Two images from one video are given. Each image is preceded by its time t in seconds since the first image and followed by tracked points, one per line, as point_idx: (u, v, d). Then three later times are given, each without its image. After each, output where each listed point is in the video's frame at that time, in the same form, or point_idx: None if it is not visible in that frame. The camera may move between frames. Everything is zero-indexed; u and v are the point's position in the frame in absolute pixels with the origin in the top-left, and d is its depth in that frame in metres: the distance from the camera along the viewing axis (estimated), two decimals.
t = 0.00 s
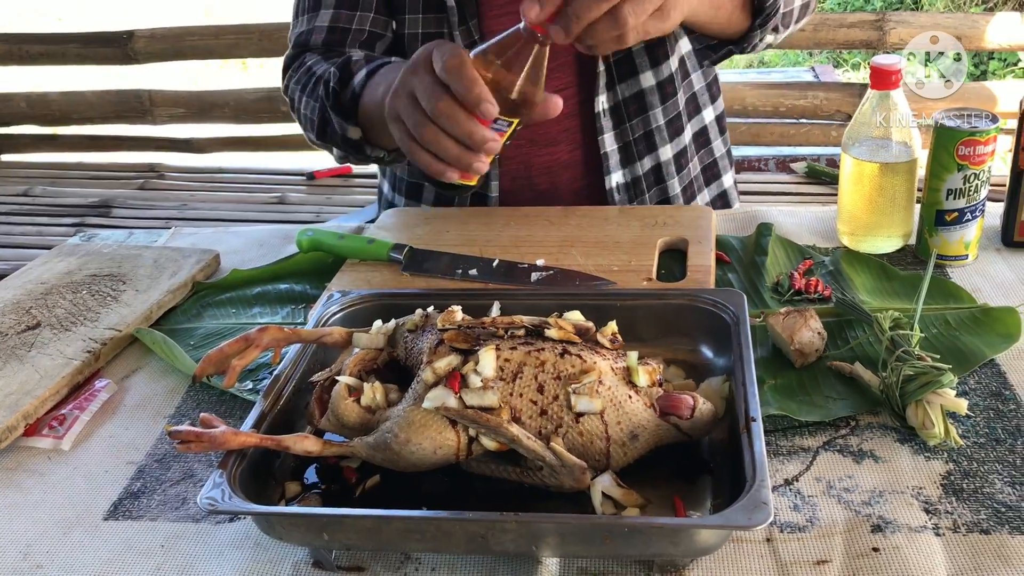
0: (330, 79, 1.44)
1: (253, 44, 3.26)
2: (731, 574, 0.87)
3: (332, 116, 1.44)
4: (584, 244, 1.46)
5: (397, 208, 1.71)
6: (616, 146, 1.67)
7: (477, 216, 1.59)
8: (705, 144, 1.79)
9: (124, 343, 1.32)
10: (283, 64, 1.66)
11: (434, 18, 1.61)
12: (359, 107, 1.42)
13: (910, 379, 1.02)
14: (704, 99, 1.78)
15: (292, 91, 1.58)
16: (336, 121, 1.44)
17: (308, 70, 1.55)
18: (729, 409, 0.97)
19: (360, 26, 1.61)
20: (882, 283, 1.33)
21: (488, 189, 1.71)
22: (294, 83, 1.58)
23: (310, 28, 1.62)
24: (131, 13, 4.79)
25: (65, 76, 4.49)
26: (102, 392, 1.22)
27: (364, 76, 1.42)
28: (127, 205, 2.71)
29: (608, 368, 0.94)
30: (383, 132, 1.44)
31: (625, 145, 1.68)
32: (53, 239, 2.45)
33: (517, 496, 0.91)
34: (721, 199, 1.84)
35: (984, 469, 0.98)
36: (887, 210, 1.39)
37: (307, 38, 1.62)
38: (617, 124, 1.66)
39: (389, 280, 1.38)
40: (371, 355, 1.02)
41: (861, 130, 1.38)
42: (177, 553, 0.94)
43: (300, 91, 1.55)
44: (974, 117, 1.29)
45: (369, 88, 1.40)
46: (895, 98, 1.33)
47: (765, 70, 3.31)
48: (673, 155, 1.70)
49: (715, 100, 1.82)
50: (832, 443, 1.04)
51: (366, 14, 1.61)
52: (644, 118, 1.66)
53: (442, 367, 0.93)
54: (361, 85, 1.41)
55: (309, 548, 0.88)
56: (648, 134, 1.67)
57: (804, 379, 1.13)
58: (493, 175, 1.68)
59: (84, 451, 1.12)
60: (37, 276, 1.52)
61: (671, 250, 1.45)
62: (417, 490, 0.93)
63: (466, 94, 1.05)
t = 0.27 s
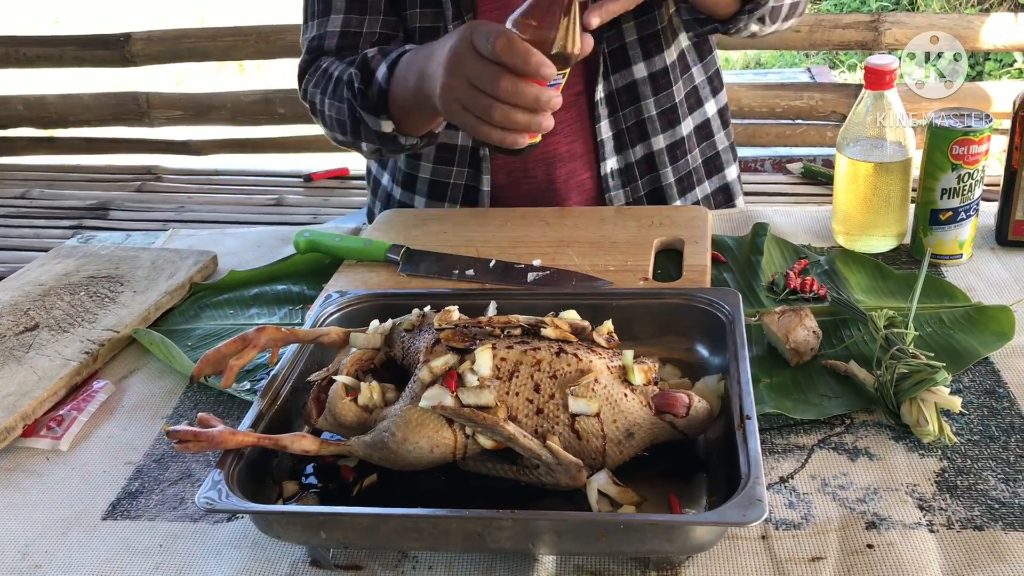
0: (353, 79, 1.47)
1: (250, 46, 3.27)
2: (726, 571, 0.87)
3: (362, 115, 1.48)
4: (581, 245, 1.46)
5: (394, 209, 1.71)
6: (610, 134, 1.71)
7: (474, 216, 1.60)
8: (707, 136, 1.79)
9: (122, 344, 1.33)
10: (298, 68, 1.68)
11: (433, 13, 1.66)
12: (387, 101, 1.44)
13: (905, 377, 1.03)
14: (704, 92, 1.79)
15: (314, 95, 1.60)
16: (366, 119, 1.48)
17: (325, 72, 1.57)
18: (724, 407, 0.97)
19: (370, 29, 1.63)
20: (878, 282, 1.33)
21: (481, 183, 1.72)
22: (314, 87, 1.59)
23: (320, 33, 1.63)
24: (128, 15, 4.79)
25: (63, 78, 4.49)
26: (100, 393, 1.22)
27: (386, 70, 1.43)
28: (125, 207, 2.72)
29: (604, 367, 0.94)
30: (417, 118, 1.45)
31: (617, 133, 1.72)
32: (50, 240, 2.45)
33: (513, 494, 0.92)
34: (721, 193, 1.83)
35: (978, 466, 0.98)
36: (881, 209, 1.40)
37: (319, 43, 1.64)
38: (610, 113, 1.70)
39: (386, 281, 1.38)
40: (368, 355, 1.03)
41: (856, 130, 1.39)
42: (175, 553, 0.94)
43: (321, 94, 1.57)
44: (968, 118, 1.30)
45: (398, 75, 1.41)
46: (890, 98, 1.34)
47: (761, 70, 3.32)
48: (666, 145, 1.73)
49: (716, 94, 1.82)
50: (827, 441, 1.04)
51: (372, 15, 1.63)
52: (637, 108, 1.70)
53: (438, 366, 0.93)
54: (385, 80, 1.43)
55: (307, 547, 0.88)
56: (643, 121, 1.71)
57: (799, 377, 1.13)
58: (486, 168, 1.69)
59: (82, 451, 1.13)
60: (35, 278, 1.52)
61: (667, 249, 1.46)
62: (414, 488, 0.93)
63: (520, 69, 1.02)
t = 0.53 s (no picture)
0: (370, 89, 1.55)
1: (249, 50, 3.28)
2: (722, 568, 0.88)
3: (383, 122, 1.55)
4: (578, 246, 1.47)
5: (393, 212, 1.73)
6: (606, 127, 1.72)
7: (472, 219, 1.61)
8: (679, 132, 1.85)
9: (123, 346, 1.34)
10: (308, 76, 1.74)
11: (432, 13, 1.68)
12: (405, 107, 1.52)
13: (899, 376, 1.04)
14: (673, 90, 1.82)
15: (327, 102, 1.66)
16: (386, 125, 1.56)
17: (337, 80, 1.63)
18: (720, 406, 0.98)
19: (372, 35, 1.67)
20: (873, 282, 1.34)
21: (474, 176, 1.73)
22: (327, 95, 1.66)
23: (326, 41, 1.69)
24: (128, 19, 4.81)
25: (63, 83, 4.51)
26: (101, 394, 1.23)
27: (400, 79, 1.51)
28: (125, 211, 2.73)
29: (600, 366, 0.95)
30: (437, 117, 1.52)
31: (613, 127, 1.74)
32: (50, 244, 2.47)
33: (511, 492, 0.93)
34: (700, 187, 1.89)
35: (971, 464, 0.99)
36: (876, 210, 1.41)
37: (326, 52, 1.69)
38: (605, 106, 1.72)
39: (385, 283, 1.39)
40: (367, 355, 1.04)
41: (851, 132, 1.40)
42: (177, 552, 0.95)
43: (335, 101, 1.63)
44: (961, 119, 1.31)
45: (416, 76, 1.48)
46: (884, 99, 1.35)
47: (759, 73, 3.33)
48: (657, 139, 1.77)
49: (688, 92, 1.83)
50: (822, 439, 1.05)
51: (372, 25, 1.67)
52: (630, 103, 1.73)
53: (437, 366, 0.94)
54: (399, 88, 1.51)
55: (307, 545, 0.89)
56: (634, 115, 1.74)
57: (794, 376, 1.14)
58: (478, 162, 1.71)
59: (84, 452, 1.14)
60: (37, 281, 1.53)
61: (664, 251, 1.47)
62: (414, 487, 0.95)
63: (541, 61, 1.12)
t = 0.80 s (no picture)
0: (369, 79, 1.62)
1: (250, 56, 3.31)
2: (716, 562, 0.90)
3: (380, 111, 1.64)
4: (576, 248, 1.49)
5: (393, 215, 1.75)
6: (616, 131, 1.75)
7: (472, 222, 1.63)
8: (703, 139, 1.81)
9: (127, 348, 1.35)
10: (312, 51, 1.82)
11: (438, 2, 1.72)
12: (401, 99, 1.60)
13: (891, 374, 1.06)
14: (692, 99, 1.81)
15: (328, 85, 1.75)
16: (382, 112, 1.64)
17: (337, 64, 1.71)
18: (715, 404, 1.00)
19: (372, 23, 1.74)
20: (867, 282, 1.36)
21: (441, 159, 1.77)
22: (327, 75, 1.74)
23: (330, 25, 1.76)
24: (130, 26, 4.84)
25: (66, 89, 4.54)
26: (105, 395, 1.25)
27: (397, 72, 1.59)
28: (128, 216, 2.76)
29: (597, 365, 0.97)
30: (430, 112, 1.61)
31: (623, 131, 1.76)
32: (54, 249, 2.49)
33: (509, 488, 0.94)
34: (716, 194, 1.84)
35: (962, 460, 1.01)
36: (870, 211, 1.43)
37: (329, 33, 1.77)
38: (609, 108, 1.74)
39: (385, 285, 1.41)
40: (368, 355, 1.05)
41: (845, 134, 1.41)
42: (181, 549, 0.97)
43: (334, 83, 1.72)
44: (954, 121, 1.33)
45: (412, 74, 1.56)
46: (877, 102, 1.37)
47: (757, 77, 3.36)
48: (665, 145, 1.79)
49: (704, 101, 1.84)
50: (815, 437, 1.07)
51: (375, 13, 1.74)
52: (638, 108, 1.76)
53: (436, 365, 0.96)
54: (398, 82, 1.59)
55: (309, 541, 0.91)
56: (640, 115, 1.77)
57: (789, 375, 1.16)
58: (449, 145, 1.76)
59: (89, 452, 1.15)
60: (41, 284, 1.55)
61: (661, 253, 1.49)
62: (414, 484, 0.96)
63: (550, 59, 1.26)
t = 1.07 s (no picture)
0: (420, 78, 1.73)
1: (253, 62, 3.34)
2: (713, 553, 0.92)
3: (429, 108, 1.75)
4: (577, 249, 1.52)
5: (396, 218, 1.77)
6: (650, 137, 1.83)
7: (474, 224, 1.65)
8: (712, 152, 1.95)
9: (135, 348, 1.38)
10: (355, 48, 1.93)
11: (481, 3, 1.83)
12: (451, 97, 1.71)
13: (885, 370, 1.08)
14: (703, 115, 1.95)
15: (372, 82, 1.85)
16: (429, 106, 1.75)
17: (384, 62, 1.83)
18: (713, 399, 1.02)
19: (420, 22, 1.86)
20: (863, 281, 1.38)
21: (483, 156, 1.85)
22: (372, 73, 1.84)
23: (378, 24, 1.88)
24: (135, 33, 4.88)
25: (71, 97, 4.58)
26: (114, 394, 1.27)
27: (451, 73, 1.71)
28: (133, 220, 2.79)
29: (596, 361, 0.99)
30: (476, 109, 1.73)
31: (654, 137, 1.84)
32: (61, 253, 2.52)
33: (511, 482, 0.96)
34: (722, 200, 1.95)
35: (955, 453, 1.03)
36: (865, 211, 1.45)
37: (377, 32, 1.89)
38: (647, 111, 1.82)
39: (389, 285, 1.44)
40: (372, 352, 1.08)
41: (840, 135, 1.43)
42: (190, 542, 0.99)
43: (379, 80, 1.82)
44: (948, 123, 1.35)
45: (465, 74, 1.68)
46: (872, 103, 1.39)
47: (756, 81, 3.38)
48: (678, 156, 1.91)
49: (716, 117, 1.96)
50: (811, 432, 1.09)
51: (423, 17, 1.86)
52: (666, 117, 1.86)
53: (438, 361, 0.98)
54: (450, 81, 1.70)
55: (315, 534, 0.93)
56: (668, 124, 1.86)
57: (785, 372, 1.18)
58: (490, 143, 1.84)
59: (99, 449, 1.18)
60: (50, 286, 1.58)
61: (661, 253, 1.51)
62: (418, 478, 0.98)
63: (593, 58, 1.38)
